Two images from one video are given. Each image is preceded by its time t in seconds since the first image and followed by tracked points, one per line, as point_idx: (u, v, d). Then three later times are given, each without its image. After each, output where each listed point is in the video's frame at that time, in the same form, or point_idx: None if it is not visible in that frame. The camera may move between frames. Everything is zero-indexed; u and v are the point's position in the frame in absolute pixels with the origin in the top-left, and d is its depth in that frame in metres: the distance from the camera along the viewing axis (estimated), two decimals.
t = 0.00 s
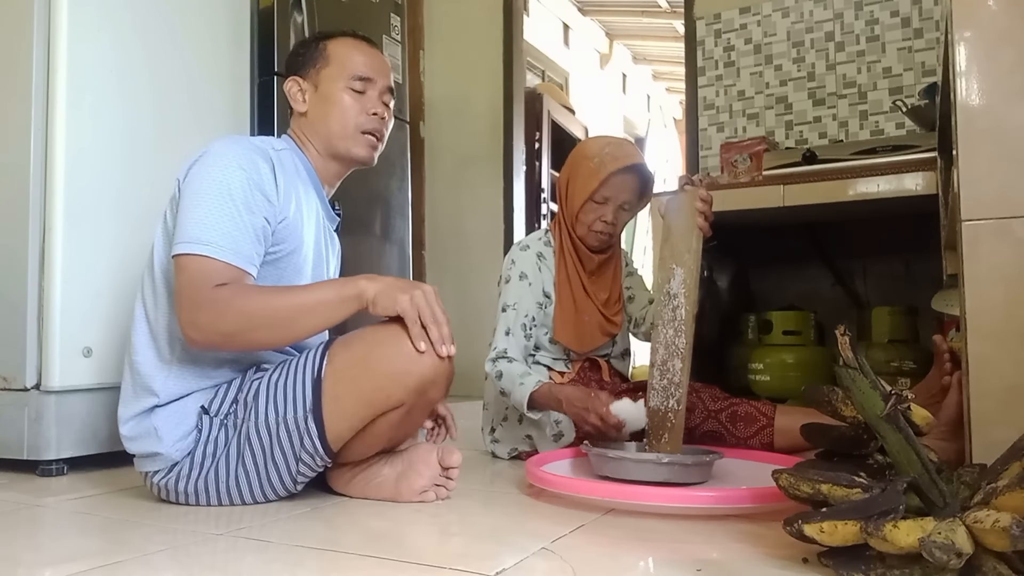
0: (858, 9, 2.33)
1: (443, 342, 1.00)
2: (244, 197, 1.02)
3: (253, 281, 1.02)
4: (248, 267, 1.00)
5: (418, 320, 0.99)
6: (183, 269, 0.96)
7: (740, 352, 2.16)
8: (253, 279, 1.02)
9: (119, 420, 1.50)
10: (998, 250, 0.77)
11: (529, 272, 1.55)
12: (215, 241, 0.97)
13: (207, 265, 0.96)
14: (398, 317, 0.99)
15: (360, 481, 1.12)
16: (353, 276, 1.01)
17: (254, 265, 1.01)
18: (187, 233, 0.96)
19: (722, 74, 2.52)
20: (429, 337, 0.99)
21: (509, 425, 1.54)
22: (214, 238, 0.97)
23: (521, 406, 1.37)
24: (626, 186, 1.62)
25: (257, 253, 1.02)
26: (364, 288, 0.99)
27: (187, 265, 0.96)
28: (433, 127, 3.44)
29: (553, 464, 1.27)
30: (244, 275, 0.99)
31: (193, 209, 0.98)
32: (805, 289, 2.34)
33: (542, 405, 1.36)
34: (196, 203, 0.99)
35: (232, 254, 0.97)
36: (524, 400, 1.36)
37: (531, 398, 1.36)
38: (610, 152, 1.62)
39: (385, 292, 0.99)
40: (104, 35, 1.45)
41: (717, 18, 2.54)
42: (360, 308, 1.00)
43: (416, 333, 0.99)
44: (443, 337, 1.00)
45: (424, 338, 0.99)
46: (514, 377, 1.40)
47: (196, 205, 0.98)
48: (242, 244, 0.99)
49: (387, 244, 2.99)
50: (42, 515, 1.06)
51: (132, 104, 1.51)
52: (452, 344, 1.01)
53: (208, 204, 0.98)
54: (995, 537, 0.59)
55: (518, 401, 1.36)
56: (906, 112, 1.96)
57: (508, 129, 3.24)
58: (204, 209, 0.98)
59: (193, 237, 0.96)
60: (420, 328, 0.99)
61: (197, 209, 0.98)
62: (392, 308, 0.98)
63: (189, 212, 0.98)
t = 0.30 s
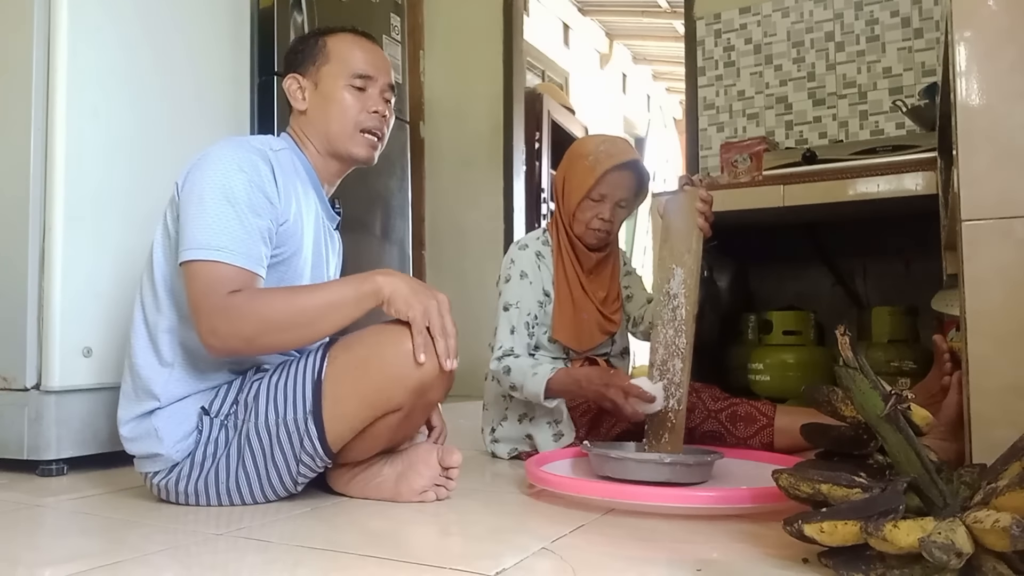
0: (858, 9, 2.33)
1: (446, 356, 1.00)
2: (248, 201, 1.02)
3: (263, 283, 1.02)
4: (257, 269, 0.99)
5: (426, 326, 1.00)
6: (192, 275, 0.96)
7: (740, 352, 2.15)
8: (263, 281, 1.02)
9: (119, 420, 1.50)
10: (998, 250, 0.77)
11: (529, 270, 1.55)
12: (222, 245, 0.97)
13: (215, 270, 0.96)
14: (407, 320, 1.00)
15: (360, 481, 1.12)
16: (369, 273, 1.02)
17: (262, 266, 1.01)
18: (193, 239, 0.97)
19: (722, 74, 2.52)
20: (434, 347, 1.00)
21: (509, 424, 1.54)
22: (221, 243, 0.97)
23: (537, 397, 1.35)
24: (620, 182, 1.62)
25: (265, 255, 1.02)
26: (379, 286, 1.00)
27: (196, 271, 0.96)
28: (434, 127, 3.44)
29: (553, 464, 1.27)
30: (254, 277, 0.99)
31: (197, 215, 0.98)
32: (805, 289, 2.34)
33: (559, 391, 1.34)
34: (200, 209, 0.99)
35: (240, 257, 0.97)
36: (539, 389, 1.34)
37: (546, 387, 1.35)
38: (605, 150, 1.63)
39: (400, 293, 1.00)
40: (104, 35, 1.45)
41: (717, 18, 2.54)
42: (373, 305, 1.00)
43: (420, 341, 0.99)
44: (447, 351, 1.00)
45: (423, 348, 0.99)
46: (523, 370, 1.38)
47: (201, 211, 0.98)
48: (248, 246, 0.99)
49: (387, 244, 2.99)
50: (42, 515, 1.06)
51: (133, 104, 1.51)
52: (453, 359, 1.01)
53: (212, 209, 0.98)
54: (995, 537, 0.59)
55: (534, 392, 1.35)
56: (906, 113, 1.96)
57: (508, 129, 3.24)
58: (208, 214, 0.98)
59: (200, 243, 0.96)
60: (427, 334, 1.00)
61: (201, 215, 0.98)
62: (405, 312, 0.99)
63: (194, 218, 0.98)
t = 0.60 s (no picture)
0: (858, 9, 2.33)
1: (445, 386, 0.99)
2: (252, 199, 1.02)
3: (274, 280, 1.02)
4: (267, 264, 0.99)
5: (435, 349, 0.98)
6: (202, 274, 0.96)
7: (740, 352, 2.16)
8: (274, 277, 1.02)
9: (118, 420, 1.50)
10: (998, 250, 0.77)
11: (530, 268, 1.55)
12: (229, 243, 0.96)
13: (224, 267, 0.96)
14: (417, 339, 0.98)
15: (360, 481, 1.12)
16: (393, 284, 0.99)
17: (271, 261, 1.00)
18: (199, 238, 0.97)
19: (722, 74, 2.52)
20: (437, 370, 0.99)
21: (509, 424, 1.54)
22: (228, 240, 0.97)
23: (543, 390, 1.34)
24: (620, 180, 1.62)
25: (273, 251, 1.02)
26: (400, 300, 0.98)
27: (205, 270, 0.96)
28: (434, 127, 3.44)
29: (553, 464, 1.27)
30: (263, 272, 0.98)
31: (202, 215, 0.98)
32: (804, 289, 2.34)
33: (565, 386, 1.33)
34: (204, 206, 0.99)
35: (249, 253, 0.97)
36: (546, 381, 1.33)
37: (554, 380, 1.33)
38: (605, 148, 1.63)
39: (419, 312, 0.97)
40: (102, 35, 1.45)
41: (717, 18, 2.54)
42: (391, 317, 0.98)
43: (424, 364, 0.98)
44: (449, 377, 1.00)
45: (420, 376, 0.98)
46: (529, 364, 1.38)
47: (206, 211, 0.98)
48: (256, 243, 0.99)
49: (387, 244, 2.99)
50: (43, 515, 1.06)
51: (133, 104, 1.51)
52: (452, 385, 1.00)
53: (216, 208, 0.99)
54: (995, 537, 0.59)
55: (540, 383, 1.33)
56: (906, 113, 1.96)
57: (508, 129, 3.24)
58: (213, 213, 0.98)
59: (206, 242, 0.96)
60: (433, 357, 0.98)
61: (205, 214, 0.98)
62: (418, 331, 0.97)
63: (199, 218, 0.98)
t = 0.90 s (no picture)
0: (858, 9, 2.33)
1: (445, 389, 1.00)
2: (248, 190, 1.02)
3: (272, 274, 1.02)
4: (265, 257, 0.99)
5: (437, 352, 0.98)
6: (200, 268, 0.96)
7: (740, 352, 2.16)
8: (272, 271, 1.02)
9: (118, 420, 1.50)
10: (998, 251, 0.77)
11: (529, 268, 1.55)
12: (226, 235, 0.96)
13: (222, 260, 0.95)
14: (420, 343, 0.98)
15: (361, 481, 1.12)
16: (397, 287, 0.99)
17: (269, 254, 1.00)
18: (196, 232, 0.96)
19: (722, 74, 2.52)
20: (439, 373, 0.99)
21: (508, 424, 1.54)
22: (226, 233, 0.96)
23: (546, 390, 1.35)
24: (619, 179, 1.62)
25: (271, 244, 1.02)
26: (404, 303, 0.98)
27: (203, 264, 0.96)
28: (434, 126, 3.44)
29: (553, 464, 1.27)
30: (261, 265, 0.98)
31: (198, 209, 0.98)
32: (804, 289, 2.34)
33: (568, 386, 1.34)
34: (200, 199, 0.99)
35: (247, 246, 0.97)
36: (549, 382, 1.34)
37: (557, 380, 1.35)
38: (603, 147, 1.63)
39: (423, 317, 0.97)
40: (102, 35, 1.45)
41: (717, 18, 2.54)
42: (395, 320, 0.98)
43: (426, 367, 0.98)
44: (450, 380, 1.00)
45: (421, 380, 0.98)
46: (530, 364, 1.39)
47: (202, 205, 0.98)
48: (253, 235, 0.99)
49: (387, 244, 2.99)
50: (43, 515, 1.06)
51: (132, 103, 1.51)
52: (453, 387, 1.01)
53: (213, 201, 0.99)
54: (995, 537, 0.59)
55: (543, 384, 1.34)
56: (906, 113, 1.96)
57: (508, 129, 3.24)
58: (209, 207, 0.98)
59: (203, 235, 0.96)
60: (436, 360, 0.99)
61: (202, 208, 0.98)
62: (421, 334, 0.97)
63: (196, 212, 0.98)
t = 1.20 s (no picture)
0: (858, 9, 2.33)
1: (440, 387, 1.01)
2: (232, 192, 1.02)
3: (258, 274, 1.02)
4: (252, 257, 0.99)
5: (428, 352, 0.99)
6: (186, 270, 0.96)
7: (740, 352, 2.15)
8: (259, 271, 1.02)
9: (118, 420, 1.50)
10: (998, 251, 0.77)
11: (529, 268, 1.54)
12: (211, 237, 0.96)
13: (208, 262, 0.95)
14: (410, 344, 0.98)
15: (360, 481, 1.12)
16: (387, 288, 0.99)
17: (255, 254, 1.00)
18: (181, 234, 0.96)
19: (722, 74, 2.52)
20: (431, 373, 1.00)
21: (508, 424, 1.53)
22: (210, 234, 0.96)
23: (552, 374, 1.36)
24: (615, 177, 1.62)
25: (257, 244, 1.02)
26: (393, 303, 0.98)
27: (189, 266, 0.96)
28: (434, 126, 3.43)
29: (553, 464, 1.27)
30: (247, 265, 0.98)
31: (182, 211, 0.98)
32: (804, 289, 2.34)
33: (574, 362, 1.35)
34: (184, 201, 0.99)
35: (232, 246, 0.97)
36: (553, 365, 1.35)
37: (560, 366, 1.36)
38: (599, 145, 1.63)
39: (412, 317, 0.98)
40: (102, 36, 1.45)
41: (717, 18, 2.54)
42: (385, 321, 0.98)
43: (418, 368, 0.99)
44: (443, 379, 1.01)
45: (414, 382, 0.99)
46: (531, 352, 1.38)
47: (186, 207, 0.98)
48: (239, 235, 0.99)
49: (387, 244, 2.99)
50: (42, 515, 1.06)
51: (132, 104, 1.51)
52: (446, 386, 1.02)
53: (196, 203, 0.99)
54: (995, 537, 0.59)
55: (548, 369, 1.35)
56: (905, 113, 1.96)
57: (508, 129, 3.24)
58: (193, 209, 0.98)
59: (188, 237, 0.96)
60: (427, 360, 0.99)
61: (185, 210, 0.98)
62: (411, 335, 0.97)
63: (180, 214, 0.98)
